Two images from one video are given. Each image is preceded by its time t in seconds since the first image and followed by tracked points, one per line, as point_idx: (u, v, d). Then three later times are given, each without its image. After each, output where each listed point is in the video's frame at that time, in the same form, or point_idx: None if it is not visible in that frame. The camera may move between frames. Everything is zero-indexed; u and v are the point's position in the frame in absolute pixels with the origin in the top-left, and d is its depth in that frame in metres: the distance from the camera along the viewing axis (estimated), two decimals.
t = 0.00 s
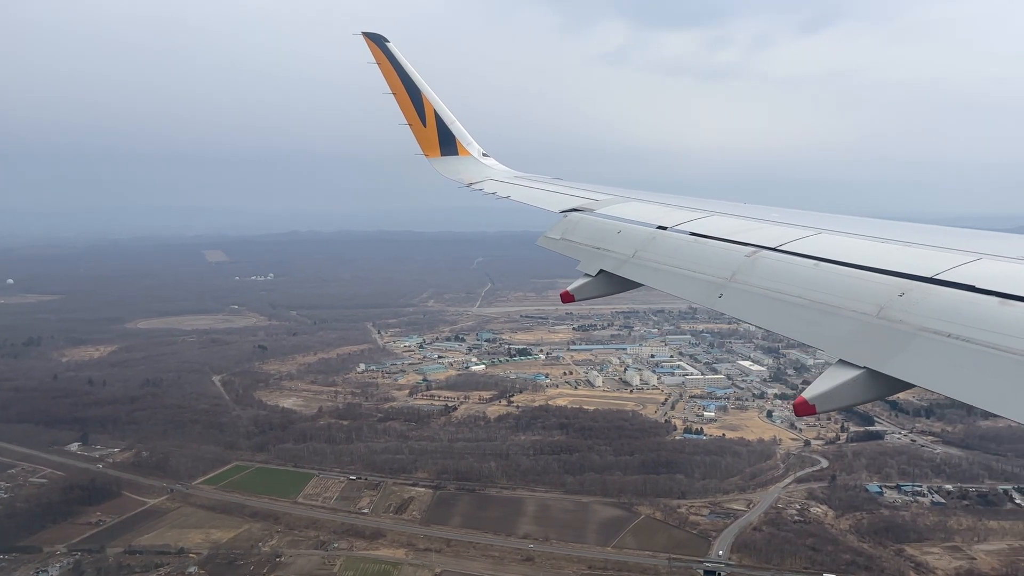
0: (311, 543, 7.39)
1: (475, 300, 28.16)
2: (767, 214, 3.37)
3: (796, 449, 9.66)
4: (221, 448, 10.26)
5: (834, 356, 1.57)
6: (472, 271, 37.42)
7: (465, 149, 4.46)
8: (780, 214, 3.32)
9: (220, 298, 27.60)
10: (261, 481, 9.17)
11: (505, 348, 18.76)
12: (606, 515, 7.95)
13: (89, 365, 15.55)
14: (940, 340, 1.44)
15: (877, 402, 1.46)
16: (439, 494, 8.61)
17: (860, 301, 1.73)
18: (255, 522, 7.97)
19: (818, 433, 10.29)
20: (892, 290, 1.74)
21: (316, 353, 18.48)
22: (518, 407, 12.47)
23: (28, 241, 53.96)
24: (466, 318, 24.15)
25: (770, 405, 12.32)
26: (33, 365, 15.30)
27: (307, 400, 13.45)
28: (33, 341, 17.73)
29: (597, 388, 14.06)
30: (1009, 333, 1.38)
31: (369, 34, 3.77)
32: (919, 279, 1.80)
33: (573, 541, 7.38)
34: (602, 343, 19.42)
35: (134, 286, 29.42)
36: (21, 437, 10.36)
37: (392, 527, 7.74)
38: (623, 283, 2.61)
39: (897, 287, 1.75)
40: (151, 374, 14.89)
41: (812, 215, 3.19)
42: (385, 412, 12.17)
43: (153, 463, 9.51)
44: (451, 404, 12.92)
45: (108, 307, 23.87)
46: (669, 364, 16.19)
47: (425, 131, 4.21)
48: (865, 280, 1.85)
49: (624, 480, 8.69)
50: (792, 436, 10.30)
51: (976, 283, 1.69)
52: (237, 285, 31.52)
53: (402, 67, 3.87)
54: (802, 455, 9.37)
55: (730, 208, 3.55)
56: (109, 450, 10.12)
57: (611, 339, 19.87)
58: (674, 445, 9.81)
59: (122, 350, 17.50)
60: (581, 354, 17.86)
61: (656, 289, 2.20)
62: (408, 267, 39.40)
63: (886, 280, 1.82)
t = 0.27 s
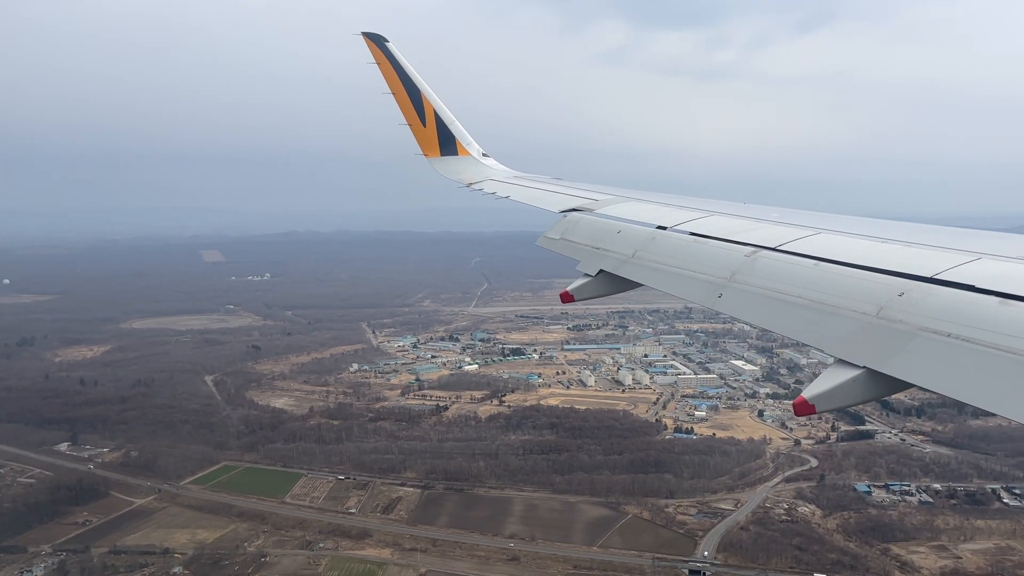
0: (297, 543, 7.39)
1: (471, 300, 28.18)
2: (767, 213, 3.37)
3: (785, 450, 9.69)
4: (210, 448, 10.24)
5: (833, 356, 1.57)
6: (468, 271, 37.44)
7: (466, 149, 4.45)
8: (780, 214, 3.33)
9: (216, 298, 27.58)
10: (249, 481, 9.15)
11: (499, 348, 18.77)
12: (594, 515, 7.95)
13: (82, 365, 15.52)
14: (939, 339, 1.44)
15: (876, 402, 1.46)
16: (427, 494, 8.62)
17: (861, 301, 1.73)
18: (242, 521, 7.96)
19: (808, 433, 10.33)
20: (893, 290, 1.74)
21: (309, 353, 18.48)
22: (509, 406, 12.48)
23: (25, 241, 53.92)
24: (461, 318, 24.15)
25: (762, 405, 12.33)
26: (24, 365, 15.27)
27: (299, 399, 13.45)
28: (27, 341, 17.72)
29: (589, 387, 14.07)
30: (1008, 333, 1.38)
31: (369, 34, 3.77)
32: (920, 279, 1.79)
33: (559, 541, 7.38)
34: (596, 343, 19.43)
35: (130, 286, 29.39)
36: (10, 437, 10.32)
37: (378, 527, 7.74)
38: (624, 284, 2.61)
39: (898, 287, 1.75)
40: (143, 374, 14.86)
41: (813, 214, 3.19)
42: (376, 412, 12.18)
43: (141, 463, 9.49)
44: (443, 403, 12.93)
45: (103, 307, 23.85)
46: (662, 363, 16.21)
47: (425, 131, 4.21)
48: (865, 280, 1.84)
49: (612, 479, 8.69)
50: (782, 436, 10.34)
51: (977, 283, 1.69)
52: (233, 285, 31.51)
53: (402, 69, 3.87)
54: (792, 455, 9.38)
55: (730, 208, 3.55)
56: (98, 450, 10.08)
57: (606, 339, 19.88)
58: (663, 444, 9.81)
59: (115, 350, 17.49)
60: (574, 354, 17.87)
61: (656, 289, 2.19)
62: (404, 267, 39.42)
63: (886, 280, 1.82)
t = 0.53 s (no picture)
0: (281, 543, 7.38)
1: (466, 300, 28.19)
2: (766, 214, 3.37)
3: (774, 449, 9.70)
4: (198, 447, 10.21)
5: (832, 356, 1.57)
6: (463, 271, 37.47)
7: (465, 150, 4.44)
8: (779, 214, 3.33)
9: (211, 298, 27.57)
10: (235, 481, 9.13)
11: (492, 348, 18.78)
12: (579, 514, 7.95)
13: (73, 364, 15.49)
14: (939, 340, 1.44)
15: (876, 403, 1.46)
16: (413, 493, 8.62)
17: (861, 302, 1.72)
18: (226, 521, 7.93)
19: (797, 433, 10.35)
20: (892, 291, 1.73)
21: (302, 353, 18.48)
22: (499, 406, 12.49)
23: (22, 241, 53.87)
24: (455, 318, 24.16)
25: (753, 404, 12.34)
26: (15, 365, 15.23)
27: (289, 399, 13.46)
28: (19, 341, 17.71)
29: (580, 387, 14.08)
30: (1009, 333, 1.38)
31: (368, 35, 3.77)
32: (919, 280, 1.79)
33: (543, 540, 7.38)
34: (589, 342, 19.43)
35: (125, 286, 29.31)
36: None
37: (362, 527, 7.75)
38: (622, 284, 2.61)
39: (897, 288, 1.75)
40: (134, 373, 14.84)
41: (812, 215, 3.19)
42: (366, 412, 12.18)
43: (128, 463, 9.45)
44: (433, 403, 12.95)
45: (96, 307, 23.82)
46: (654, 363, 16.23)
47: (424, 132, 4.21)
48: (865, 281, 1.84)
49: (599, 479, 8.70)
50: (771, 436, 10.36)
51: (976, 283, 1.69)
52: (228, 285, 31.51)
53: (402, 70, 3.87)
54: (780, 455, 9.40)
55: (730, 208, 3.55)
56: (85, 449, 10.04)
57: (599, 339, 19.89)
58: (651, 444, 9.82)
59: (108, 349, 17.47)
60: (567, 353, 17.88)
61: (655, 289, 2.20)
62: (399, 267, 39.44)
63: (884, 280, 1.82)
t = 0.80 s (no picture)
0: (262, 542, 7.37)
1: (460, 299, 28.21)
2: (766, 214, 3.37)
3: (761, 447, 9.72)
4: (185, 446, 10.16)
5: (832, 356, 1.57)
6: (457, 270, 37.52)
7: (464, 149, 4.44)
8: (779, 214, 3.33)
9: (205, 297, 27.51)
10: (219, 480, 9.10)
11: (484, 347, 18.78)
12: (563, 513, 7.95)
13: (63, 363, 15.44)
14: (939, 339, 1.45)
15: (876, 403, 1.46)
16: (398, 493, 8.63)
17: (860, 301, 1.72)
18: (209, 521, 7.84)
19: (785, 431, 10.38)
20: (892, 290, 1.73)
21: (293, 352, 18.48)
22: (487, 405, 12.51)
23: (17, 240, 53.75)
24: (448, 317, 24.17)
25: (741, 403, 12.36)
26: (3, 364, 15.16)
27: (278, 398, 13.45)
28: (10, 340, 17.64)
29: (570, 386, 14.10)
30: (1009, 332, 1.38)
31: (368, 34, 3.77)
32: (918, 279, 1.79)
33: (525, 539, 7.38)
34: (581, 341, 19.44)
35: (119, 285, 29.20)
36: None
37: (345, 526, 7.76)
38: (621, 284, 2.61)
39: (897, 287, 1.74)
40: (123, 372, 14.79)
41: (811, 215, 3.19)
42: (354, 411, 12.19)
43: (112, 462, 9.38)
44: (422, 402, 12.97)
45: (89, 307, 23.76)
46: (645, 362, 16.25)
47: (423, 131, 4.20)
48: (864, 280, 1.84)
49: (584, 477, 8.72)
50: (759, 434, 10.37)
51: (976, 283, 1.68)
52: (223, 284, 31.48)
53: (401, 69, 3.87)
54: (766, 454, 9.42)
55: (729, 208, 3.54)
56: (71, 448, 9.96)
57: (591, 338, 19.92)
58: (636, 443, 9.84)
59: (99, 348, 17.43)
60: (559, 353, 17.88)
61: (655, 289, 2.19)
62: (393, 267, 39.48)
63: (884, 279, 1.82)
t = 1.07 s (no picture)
0: (248, 542, 7.38)
1: (456, 298, 28.22)
2: (766, 214, 3.37)
3: (751, 446, 9.73)
4: (175, 445, 10.14)
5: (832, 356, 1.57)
6: (453, 269, 37.55)
7: (464, 149, 4.43)
8: (778, 214, 3.33)
9: (201, 297, 27.51)
10: (207, 479, 9.06)
11: (478, 346, 18.79)
12: (550, 512, 7.96)
13: (57, 362, 15.42)
14: (939, 339, 1.44)
15: (875, 403, 1.46)
16: (386, 492, 8.64)
17: (860, 301, 1.72)
18: (195, 520, 7.85)
19: (775, 430, 10.40)
20: (892, 290, 1.73)
21: (288, 351, 18.49)
22: (480, 404, 12.54)
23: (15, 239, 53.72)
24: (444, 316, 24.19)
25: (733, 402, 12.38)
26: None
27: (271, 397, 13.46)
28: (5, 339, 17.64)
29: (563, 385, 14.12)
30: (1009, 332, 1.37)
31: (368, 35, 3.77)
32: (919, 279, 1.78)
33: (511, 538, 7.39)
34: (575, 340, 19.45)
35: (116, 285, 29.13)
36: None
37: (332, 525, 7.78)
38: (622, 284, 2.61)
39: (897, 287, 1.74)
40: (116, 372, 14.78)
41: (812, 215, 3.18)
42: (346, 411, 12.21)
43: (101, 462, 9.35)
44: (415, 401, 12.99)
45: (85, 306, 23.75)
46: (638, 361, 16.28)
47: (423, 131, 4.20)
48: (864, 280, 1.84)
49: (572, 476, 8.74)
50: (749, 433, 10.38)
51: (976, 283, 1.68)
52: (219, 283, 31.48)
53: (402, 70, 3.87)
54: (756, 452, 9.43)
55: (729, 208, 3.54)
56: (60, 448, 9.87)
57: (586, 337, 19.94)
58: (626, 442, 9.87)
59: (94, 348, 17.43)
60: (553, 352, 17.89)
61: (655, 289, 2.19)
62: (390, 266, 39.51)
63: (884, 279, 1.82)
